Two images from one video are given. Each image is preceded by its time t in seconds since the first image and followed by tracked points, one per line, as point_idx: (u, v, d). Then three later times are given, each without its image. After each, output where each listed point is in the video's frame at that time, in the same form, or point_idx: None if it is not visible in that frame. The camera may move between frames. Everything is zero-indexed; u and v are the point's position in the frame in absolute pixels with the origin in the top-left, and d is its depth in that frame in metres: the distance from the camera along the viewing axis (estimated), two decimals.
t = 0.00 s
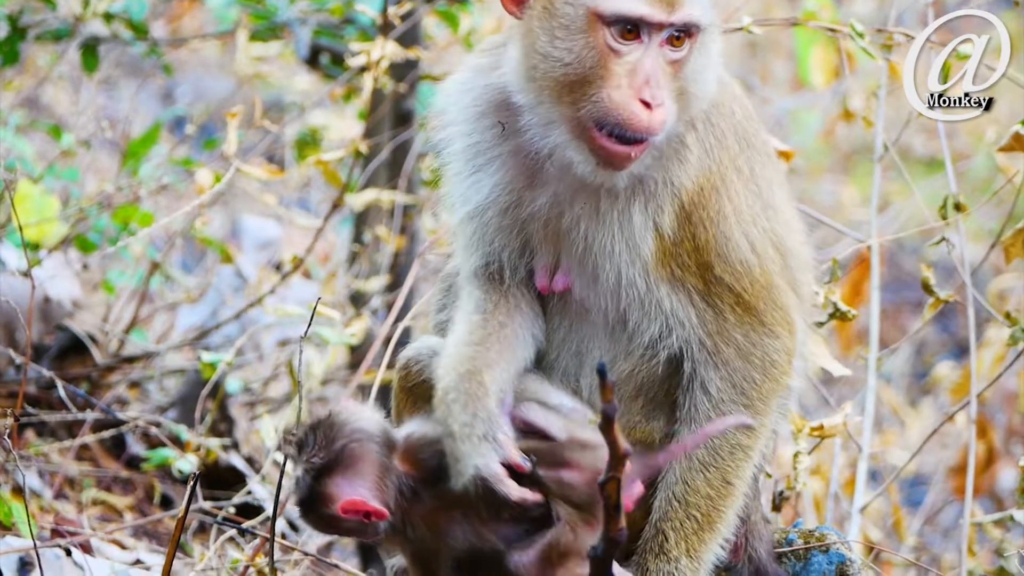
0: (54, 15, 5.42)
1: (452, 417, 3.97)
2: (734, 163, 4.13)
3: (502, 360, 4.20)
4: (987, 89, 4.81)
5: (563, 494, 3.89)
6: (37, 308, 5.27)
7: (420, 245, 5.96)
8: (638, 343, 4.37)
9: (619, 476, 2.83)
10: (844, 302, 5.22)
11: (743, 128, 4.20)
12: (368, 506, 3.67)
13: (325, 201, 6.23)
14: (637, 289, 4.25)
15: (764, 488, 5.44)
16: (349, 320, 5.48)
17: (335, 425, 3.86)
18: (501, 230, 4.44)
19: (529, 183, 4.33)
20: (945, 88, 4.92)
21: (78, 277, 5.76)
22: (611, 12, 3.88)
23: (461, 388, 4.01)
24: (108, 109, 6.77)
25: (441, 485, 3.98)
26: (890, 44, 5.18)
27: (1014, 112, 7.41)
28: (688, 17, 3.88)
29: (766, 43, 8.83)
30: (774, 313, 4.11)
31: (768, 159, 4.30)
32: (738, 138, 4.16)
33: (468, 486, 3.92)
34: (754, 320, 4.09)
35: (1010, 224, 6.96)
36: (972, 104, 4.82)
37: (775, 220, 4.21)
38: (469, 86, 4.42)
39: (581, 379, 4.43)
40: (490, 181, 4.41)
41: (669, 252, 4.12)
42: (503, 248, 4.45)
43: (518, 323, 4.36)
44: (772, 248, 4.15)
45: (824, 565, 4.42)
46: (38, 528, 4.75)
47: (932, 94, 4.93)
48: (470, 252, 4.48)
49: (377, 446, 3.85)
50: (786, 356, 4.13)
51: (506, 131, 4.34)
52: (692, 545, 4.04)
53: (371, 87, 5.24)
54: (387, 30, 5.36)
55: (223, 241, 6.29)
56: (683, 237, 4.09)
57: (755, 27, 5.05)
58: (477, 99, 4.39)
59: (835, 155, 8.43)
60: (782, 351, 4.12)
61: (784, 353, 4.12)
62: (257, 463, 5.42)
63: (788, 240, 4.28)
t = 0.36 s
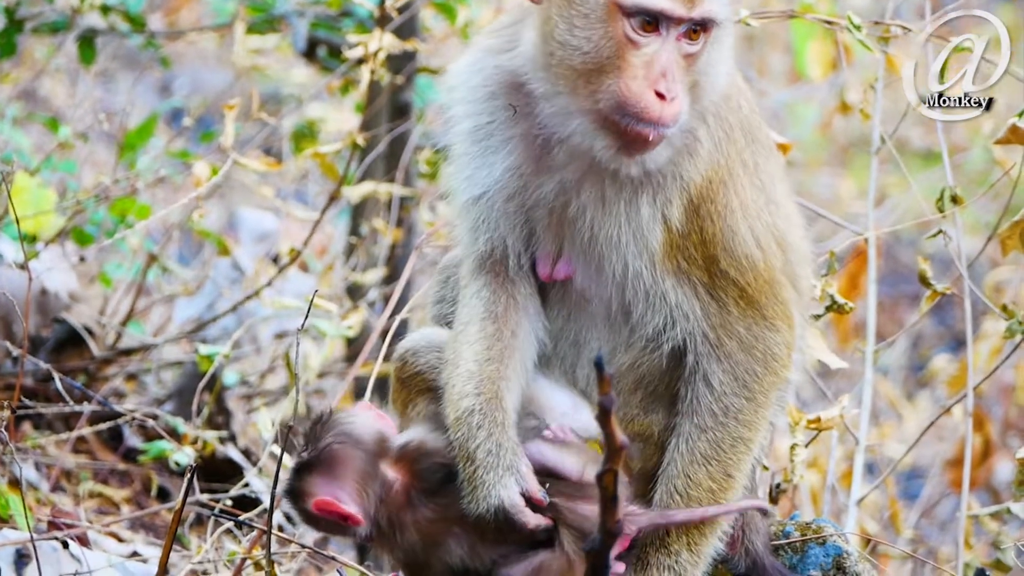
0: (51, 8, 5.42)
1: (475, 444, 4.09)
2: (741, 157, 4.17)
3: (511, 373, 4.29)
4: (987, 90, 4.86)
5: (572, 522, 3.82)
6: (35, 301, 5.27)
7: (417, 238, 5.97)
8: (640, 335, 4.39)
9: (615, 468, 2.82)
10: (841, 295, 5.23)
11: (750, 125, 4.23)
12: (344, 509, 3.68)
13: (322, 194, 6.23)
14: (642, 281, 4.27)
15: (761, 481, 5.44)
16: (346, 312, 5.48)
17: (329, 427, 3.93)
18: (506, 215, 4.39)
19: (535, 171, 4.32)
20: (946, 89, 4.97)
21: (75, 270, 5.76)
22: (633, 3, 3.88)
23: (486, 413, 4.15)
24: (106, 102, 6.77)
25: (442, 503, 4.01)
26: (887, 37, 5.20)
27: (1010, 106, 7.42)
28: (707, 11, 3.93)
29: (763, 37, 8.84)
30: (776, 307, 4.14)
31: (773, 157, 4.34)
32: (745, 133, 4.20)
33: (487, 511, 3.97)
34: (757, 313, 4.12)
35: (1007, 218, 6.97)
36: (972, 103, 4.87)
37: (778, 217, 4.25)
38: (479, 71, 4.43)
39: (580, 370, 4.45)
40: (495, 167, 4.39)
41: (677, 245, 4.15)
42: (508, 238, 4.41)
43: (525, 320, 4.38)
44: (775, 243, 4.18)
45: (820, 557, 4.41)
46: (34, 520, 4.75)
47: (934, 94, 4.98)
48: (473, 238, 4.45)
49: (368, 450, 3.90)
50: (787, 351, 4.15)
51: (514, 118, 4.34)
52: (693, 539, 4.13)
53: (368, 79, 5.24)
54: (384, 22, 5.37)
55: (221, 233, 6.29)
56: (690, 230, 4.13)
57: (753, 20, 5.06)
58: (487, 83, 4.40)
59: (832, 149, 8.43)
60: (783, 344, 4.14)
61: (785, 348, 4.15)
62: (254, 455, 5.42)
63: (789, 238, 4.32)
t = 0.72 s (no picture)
0: (47, 6, 5.43)
1: (466, 445, 4.11)
2: (734, 156, 4.22)
3: (503, 371, 4.31)
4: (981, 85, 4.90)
5: (559, 524, 3.88)
6: (31, 298, 5.30)
7: (410, 235, 5.99)
8: (633, 332, 4.40)
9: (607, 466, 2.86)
10: (833, 293, 5.26)
11: (744, 125, 4.29)
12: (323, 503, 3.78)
13: (316, 191, 6.26)
14: (636, 277, 4.30)
15: (753, 478, 5.47)
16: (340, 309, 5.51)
17: (327, 417, 4.00)
18: (498, 210, 4.46)
19: (530, 166, 4.35)
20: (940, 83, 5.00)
21: (70, 267, 5.79)
22: None
23: (477, 413, 4.17)
24: (101, 99, 6.79)
25: (432, 499, 4.05)
26: (879, 37, 5.23)
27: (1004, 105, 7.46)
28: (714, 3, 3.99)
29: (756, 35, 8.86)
30: (769, 304, 4.16)
31: (767, 158, 4.39)
32: (739, 133, 4.25)
33: (475, 511, 4.00)
34: (751, 310, 4.14)
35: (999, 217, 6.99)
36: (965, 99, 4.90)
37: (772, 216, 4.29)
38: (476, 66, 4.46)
39: (570, 367, 4.47)
40: (489, 162, 4.43)
41: (670, 241, 4.19)
42: (500, 233, 4.47)
43: (517, 316, 4.41)
44: (767, 241, 4.21)
45: (812, 554, 4.45)
46: (29, 516, 4.77)
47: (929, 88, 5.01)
48: (465, 234, 4.51)
49: (361, 444, 3.95)
50: (779, 349, 4.17)
51: (511, 113, 4.37)
52: (685, 536, 4.16)
53: (362, 77, 5.26)
54: (378, 21, 5.39)
55: (216, 231, 6.31)
56: (684, 227, 4.16)
57: (745, 19, 5.09)
58: (484, 78, 4.42)
59: (824, 148, 8.45)
60: (776, 342, 4.16)
61: (777, 345, 4.17)
62: (248, 451, 5.45)
63: (783, 238, 4.36)
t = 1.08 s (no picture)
0: (50, 12, 5.51)
1: (447, 446, 4.21)
2: (729, 162, 4.27)
3: (488, 375, 4.41)
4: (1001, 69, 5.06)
5: (538, 519, 3.88)
6: (33, 300, 5.38)
7: (407, 238, 6.07)
8: (628, 335, 4.48)
9: (602, 466, 2.93)
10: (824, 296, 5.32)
11: (739, 133, 4.35)
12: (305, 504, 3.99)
13: (315, 195, 6.34)
14: (631, 281, 4.37)
15: (746, 478, 5.54)
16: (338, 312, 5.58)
17: (321, 425, 4.19)
18: (494, 215, 4.55)
19: (527, 171, 4.44)
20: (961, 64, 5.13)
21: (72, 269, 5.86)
22: None
23: (460, 415, 4.28)
24: (103, 103, 6.87)
25: (417, 504, 4.13)
26: (871, 43, 5.30)
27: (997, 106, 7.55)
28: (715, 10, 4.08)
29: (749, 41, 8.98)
30: (762, 308, 4.21)
31: (762, 166, 4.45)
32: (733, 141, 4.31)
33: (455, 511, 4.07)
34: (744, 315, 4.18)
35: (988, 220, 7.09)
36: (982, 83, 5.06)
37: (766, 223, 4.35)
38: (475, 72, 4.54)
39: (564, 367, 4.54)
40: (487, 165, 4.51)
41: (665, 246, 4.24)
42: (493, 236, 4.58)
43: (505, 318, 4.53)
44: (760, 246, 4.26)
45: (803, 554, 4.52)
46: (31, 515, 4.85)
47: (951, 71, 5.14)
48: (460, 237, 4.61)
49: (350, 449, 4.09)
50: (771, 353, 4.23)
51: (508, 118, 4.46)
52: (678, 535, 4.10)
53: (360, 83, 5.34)
54: (376, 28, 5.47)
55: (215, 233, 6.38)
56: (679, 233, 4.22)
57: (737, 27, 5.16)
58: (483, 84, 4.50)
59: (815, 151, 8.65)
60: (769, 345, 4.22)
61: (770, 349, 4.23)
62: (247, 452, 5.52)
63: (778, 244, 4.41)
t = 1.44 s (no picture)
0: (64, 31, 5.76)
1: (418, 443, 4.47)
2: (716, 177, 4.48)
3: (462, 376, 4.64)
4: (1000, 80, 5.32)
5: (514, 505, 4.20)
6: (48, 307, 5.64)
7: (406, 249, 6.32)
8: (617, 341, 4.72)
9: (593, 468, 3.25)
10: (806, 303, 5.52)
11: (727, 149, 4.56)
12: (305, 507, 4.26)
13: (318, 207, 6.60)
14: (620, 291, 4.60)
15: (731, 479, 5.79)
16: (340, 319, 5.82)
17: (316, 427, 4.41)
18: (487, 223, 4.77)
19: (519, 183, 4.65)
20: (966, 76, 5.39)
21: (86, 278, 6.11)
22: (645, 19, 4.27)
23: (430, 414, 4.53)
24: (114, 118, 7.15)
25: (401, 505, 4.31)
26: (851, 62, 5.50)
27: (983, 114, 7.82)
28: (708, 31, 4.34)
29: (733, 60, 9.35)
30: (748, 317, 4.42)
31: (750, 181, 4.66)
32: (722, 158, 4.52)
33: (426, 503, 4.32)
34: (729, 323, 4.41)
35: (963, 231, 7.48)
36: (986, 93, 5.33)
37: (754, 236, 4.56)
38: (473, 88, 4.71)
39: (555, 371, 4.75)
40: (479, 176, 4.71)
41: (653, 257, 4.46)
42: (486, 245, 4.79)
43: (484, 321, 4.76)
44: (746, 258, 4.46)
45: (786, 552, 4.74)
46: (47, 513, 5.09)
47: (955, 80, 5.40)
48: (452, 242, 4.82)
49: (340, 453, 4.32)
50: (756, 360, 4.45)
51: (505, 132, 4.64)
52: (666, 534, 4.33)
53: (361, 100, 5.58)
54: (377, 46, 5.72)
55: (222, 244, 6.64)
56: (667, 244, 4.44)
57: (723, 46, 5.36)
58: (482, 100, 4.68)
59: (797, 166, 8.98)
60: (754, 351, 4.44)
61: (755, 355, 4.45)
62: (253, 453, 5.76)
63: (765, 255, 4.62)
